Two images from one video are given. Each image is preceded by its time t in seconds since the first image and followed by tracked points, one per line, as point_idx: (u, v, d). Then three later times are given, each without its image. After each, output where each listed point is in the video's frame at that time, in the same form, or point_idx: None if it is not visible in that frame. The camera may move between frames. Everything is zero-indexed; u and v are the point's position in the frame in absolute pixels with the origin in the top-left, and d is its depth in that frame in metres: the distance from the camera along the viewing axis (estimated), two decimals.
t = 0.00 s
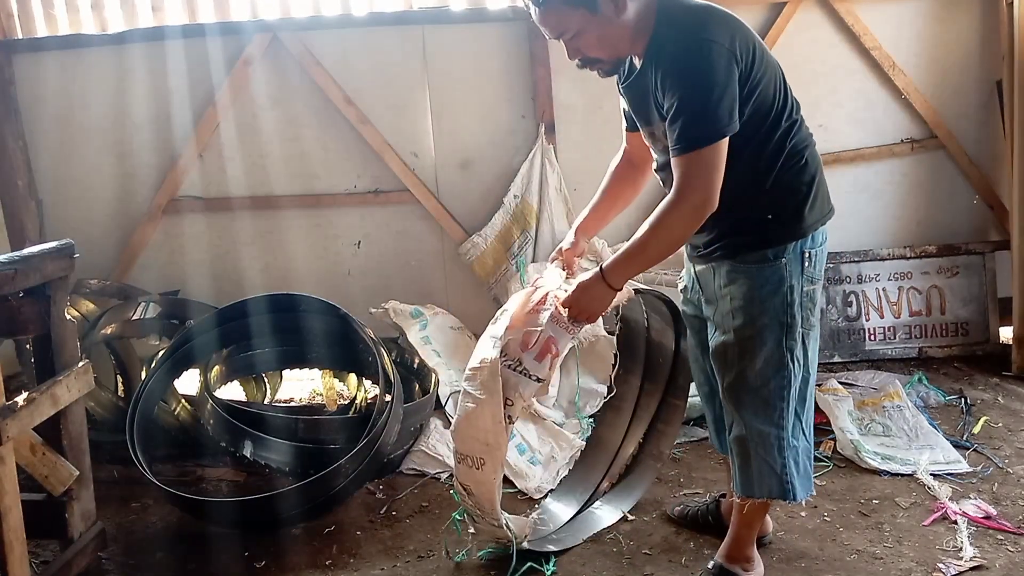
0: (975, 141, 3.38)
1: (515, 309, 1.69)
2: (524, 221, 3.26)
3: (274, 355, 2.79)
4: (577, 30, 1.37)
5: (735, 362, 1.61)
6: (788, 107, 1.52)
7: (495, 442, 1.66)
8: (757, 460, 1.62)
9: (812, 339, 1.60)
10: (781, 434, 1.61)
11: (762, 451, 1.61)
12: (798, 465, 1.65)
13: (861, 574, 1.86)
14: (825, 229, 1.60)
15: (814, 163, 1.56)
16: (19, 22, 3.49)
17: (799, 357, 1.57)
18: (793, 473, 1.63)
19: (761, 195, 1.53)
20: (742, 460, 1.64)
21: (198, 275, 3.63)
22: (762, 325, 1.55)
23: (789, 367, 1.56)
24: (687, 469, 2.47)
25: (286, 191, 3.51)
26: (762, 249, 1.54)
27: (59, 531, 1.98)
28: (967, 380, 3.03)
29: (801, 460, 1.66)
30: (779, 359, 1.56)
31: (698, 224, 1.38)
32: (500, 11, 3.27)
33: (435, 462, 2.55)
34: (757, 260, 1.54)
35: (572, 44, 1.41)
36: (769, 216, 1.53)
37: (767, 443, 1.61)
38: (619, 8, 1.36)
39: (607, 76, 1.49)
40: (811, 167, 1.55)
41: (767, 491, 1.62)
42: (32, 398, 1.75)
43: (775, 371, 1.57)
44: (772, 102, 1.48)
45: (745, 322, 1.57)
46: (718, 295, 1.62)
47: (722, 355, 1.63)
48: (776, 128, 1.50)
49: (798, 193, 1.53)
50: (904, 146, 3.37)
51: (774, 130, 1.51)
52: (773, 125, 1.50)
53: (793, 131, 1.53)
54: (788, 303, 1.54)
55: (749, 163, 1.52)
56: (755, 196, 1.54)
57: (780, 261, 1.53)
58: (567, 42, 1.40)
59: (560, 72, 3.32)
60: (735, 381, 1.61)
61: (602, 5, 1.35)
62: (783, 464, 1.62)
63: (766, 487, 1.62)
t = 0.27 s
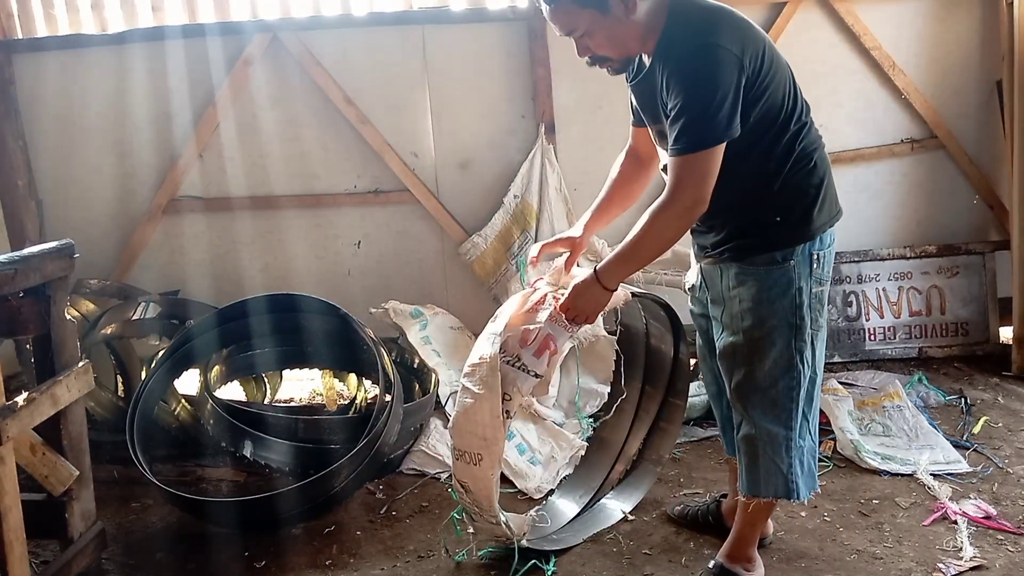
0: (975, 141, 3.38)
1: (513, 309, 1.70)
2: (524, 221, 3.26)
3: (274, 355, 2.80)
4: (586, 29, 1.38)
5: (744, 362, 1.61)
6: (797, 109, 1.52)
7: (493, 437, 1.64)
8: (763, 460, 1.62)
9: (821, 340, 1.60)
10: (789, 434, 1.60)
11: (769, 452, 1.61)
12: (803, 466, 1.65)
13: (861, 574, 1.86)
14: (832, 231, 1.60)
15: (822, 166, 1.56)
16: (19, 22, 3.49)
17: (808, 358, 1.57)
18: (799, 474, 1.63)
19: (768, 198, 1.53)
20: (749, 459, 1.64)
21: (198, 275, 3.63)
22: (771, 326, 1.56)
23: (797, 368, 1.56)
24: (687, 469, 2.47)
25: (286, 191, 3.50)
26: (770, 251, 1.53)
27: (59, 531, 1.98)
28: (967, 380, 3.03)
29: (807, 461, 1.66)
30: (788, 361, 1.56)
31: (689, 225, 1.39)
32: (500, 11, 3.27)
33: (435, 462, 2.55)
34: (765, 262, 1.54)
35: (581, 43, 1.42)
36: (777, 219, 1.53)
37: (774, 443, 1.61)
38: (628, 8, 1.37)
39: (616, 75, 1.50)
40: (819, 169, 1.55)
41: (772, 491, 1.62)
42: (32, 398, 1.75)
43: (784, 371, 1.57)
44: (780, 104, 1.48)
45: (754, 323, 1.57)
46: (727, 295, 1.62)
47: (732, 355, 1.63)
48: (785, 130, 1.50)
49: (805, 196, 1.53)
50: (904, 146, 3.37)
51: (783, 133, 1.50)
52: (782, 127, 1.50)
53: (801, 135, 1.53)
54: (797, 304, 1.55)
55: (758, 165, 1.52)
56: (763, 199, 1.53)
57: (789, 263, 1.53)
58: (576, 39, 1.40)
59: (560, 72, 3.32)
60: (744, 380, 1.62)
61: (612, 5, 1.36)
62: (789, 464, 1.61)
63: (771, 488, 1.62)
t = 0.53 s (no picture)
0: (974, 141, 3.38)
1: (511, 305, 1.71)
2: (524, 221, 3.26)
3: (274, 355, 2.79)
4: (594, 32, 1.38)
5: (745, 360, 1.61)
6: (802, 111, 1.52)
7: (492, 431, 1.63)
8: (763, 459, 1.62)
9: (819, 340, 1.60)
10: (789, 433, 1.60)
11: (769, 450, 1.61)
12: (802, 464, 1.65)
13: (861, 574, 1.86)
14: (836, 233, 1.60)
15: (827, 168, 1.56)
16: (19, 22, 3.49)
17: (808, 357, 1.58)
18: (798, 473, 1.63)
19: (773, 199, 1.53)
20: (750, 458, 1.63)
21: (198, 275, 3.63)
22: (772, 325, 1.56)
23: (798, 366, 1.56)
24: (687, 469, 2.47)
25: (286, 191, 3.50)
26: (773, 250, 1.53)
27: (59, 531, 1.98)
28: (967, 380, 3.03)
29: (806, 460, 1.66)
30: (788, 360, 1.56)
31: (689, 225, 1.39)
32: (500, 11, 3.27)
33: (435, 462, 2.55)
34: (767, 262, 1.54)
35: (589, 44, 1.42)
36: (780, 220, 1.53)
37: (775, 441, 1.60)
38: (638, 11, 1.37)
39: (622, 75, 1.50)
40: (824, 172, 1.55)
41: (772, 490, 1.62)
42: (32, 398, 1.75)
43: (784, 370, 1.57)
44: (786, 107, 1.48)
45: (755, 321, 1.57)
46: (728, 293, 1.62)
47: (734, 353, 1.63)
48: (791, 132, 1.50)
49: (809, 198, 1.53)
50: (904, 146, 3.37)
51: (789, 134, 1.50)
52: (787, 129, 1.50)
53: (807, 137, 1.53)
54: (797, 303, 1.55)
55: (764, 165, 1.51)
56: (768, 200, 1.53)
57: (790, 263, 1.53)
58: (583, 39, 1.40)
59: (560, 73, 3.32)
60: (744, 379, 1.62)
61: (621, 8, 1.36)
62: (789, 463, 1.61)
63: (771, 486, 1.62)
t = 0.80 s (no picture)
0: (974, 141, 3.38)
1: (512, 307, 1.70)
2: (524, 221, 3.25)
3: (274, 355, 2.79)
4: (603, 29, 1.38)
5: (746, 359, 1.61)
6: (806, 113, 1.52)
7: (492, 435, 1.64)
8: (763, 458, 1.61)
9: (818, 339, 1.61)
10: (788, 432, 1.60)
11: (768, 449, 1.61)
12: (801, 464, 1.65)
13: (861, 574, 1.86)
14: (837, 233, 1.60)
15: (829, 170, 1.56)
16: (19, 22, 3.48)
17: (807, 355, 1.58)
18: (797, 472, 1.63)
19: (776, 199, 1.53)
20: (750, 457, 1.63)
21: (198, 275, 3.63)
22: (772, 324, 1.56)
23: (797, 365, 1.57)
24: (687, 469, 2.47)
25: (286, 192, 3.50)
26: (775, 250, 1.53)
27: (59, 531, 1.98)
28: (967, 380, 3.03)
29: (804, 459, 1.66)
30: (788, 359, 1.56)
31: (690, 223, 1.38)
32: (500, 11, 3.27)
33: (435, 462, 2.55)
34: (769, 261, 1.54)
35: (596, 42, 1.41)
36: (781, 219, 1.53)
37: (774, 440, 1.60)
38: (646, 9, 1.37)
39: (627, 74, 1.50)
40: (826, 173, 1.55)
41: (772, 489, 1.62)
42: (32, 398, 1.75)
43: (783, 369, 1.57)
44: (790, 109, 1.48)
45: (756, 321, 1.57)
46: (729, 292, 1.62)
47: (735, 352, 1.63)
48: (795, 134, 1.50)
49: (812, 199, 1.53)
50: (904, 146, 3.37)
51: (793, 135, 1.50)
52: (791, 131, 1.50)
53: (810, 138, 1.53)
54: (797, 303, 1.55)
55: (767, 165, 1.51)
56: (771, 200, 1.53)
57: (791, 262, 1.53)
58: (591, 36, 1.40)
59: (560, 73, 3.32)
60: (744, 378, 1.62)
61: (629, 6, 1.36)
62: (789, 462, 1.61)
63: (770, 485, 1.62)
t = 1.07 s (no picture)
0: (975, 141, 3.38)
1: (513, 312, 1.71)
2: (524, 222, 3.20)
3: (273, 354, 2.79)
4: (607, 29, 1.38)
5: (746, 359, 1.61)
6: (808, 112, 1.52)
7: (493, 444, 1.64)
8: (763, 457, 1.61)
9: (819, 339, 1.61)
10: (788, 432, 1.60)
11: (769, 449, 1.60)
12: (801, 463, 1.65)
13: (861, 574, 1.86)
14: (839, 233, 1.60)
15: (832, 170, 1.57)
16: (19, 22, 3.48)
17: (808, 355, 1.58)
18: (797, 472, 1.63)
19: (778, 199, 1.53)
20: (750, 456, 1.63)
21: (198, 275, 3.63)
22: (773, 324, 1.56)
23: (798, 365, 1.57)
24: (687, 469, 2.47)
25: (286, 191, 3.50)
26: (775, 250, 1.54)
27: (59, 531, 1.98)
28: (967, 380, 3.03)
29: (805, 459, 1.66)
30: (789, 359, 1.56)
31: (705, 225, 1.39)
32: (500, 11, 3.26)
33: (435, 462, 2.55)
34: (770, 260, 1.54)
35: (599, 41, 1.41)
36: (783, 219, 1.53)
37: (774, 440, 1.60)
38: (650, 9, 1.37)
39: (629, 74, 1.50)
40: (828, 173, 1.55)
41: (771, 489, 1.62)
42: (32, 398, 1.75)
43: (784, 369, 1.57)
44: (793, 109, 1.48)
45: (757, 320, 1.57)
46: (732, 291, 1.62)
47: (736, 351, 1.63)
48: (797, 134, 1.50)
49: (814, 199, 1.53)
50: (904, 146, 3.37)
51: (796, 136, 1.50)
52: (793, 131, 1.50)
53: (813, 139, 1.53)
54: (799, 303, 1.55)
55: (769, 166, 1.52)
56: (772, 200, 1.53)
57: (792, 262, 1.53)
58: (595, 37, 1.40)
59: (560, 73, 3.32)
60: (744, 377, 1.62)
61: (633, 5, 1.37)
62: (788, 461, 1.61)
63: (769, 485, 1.62)
